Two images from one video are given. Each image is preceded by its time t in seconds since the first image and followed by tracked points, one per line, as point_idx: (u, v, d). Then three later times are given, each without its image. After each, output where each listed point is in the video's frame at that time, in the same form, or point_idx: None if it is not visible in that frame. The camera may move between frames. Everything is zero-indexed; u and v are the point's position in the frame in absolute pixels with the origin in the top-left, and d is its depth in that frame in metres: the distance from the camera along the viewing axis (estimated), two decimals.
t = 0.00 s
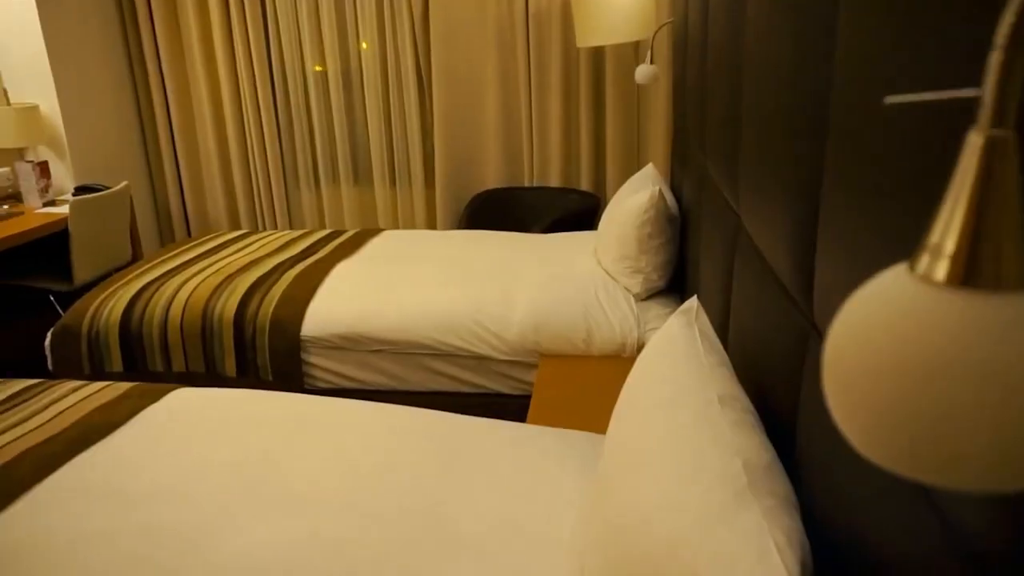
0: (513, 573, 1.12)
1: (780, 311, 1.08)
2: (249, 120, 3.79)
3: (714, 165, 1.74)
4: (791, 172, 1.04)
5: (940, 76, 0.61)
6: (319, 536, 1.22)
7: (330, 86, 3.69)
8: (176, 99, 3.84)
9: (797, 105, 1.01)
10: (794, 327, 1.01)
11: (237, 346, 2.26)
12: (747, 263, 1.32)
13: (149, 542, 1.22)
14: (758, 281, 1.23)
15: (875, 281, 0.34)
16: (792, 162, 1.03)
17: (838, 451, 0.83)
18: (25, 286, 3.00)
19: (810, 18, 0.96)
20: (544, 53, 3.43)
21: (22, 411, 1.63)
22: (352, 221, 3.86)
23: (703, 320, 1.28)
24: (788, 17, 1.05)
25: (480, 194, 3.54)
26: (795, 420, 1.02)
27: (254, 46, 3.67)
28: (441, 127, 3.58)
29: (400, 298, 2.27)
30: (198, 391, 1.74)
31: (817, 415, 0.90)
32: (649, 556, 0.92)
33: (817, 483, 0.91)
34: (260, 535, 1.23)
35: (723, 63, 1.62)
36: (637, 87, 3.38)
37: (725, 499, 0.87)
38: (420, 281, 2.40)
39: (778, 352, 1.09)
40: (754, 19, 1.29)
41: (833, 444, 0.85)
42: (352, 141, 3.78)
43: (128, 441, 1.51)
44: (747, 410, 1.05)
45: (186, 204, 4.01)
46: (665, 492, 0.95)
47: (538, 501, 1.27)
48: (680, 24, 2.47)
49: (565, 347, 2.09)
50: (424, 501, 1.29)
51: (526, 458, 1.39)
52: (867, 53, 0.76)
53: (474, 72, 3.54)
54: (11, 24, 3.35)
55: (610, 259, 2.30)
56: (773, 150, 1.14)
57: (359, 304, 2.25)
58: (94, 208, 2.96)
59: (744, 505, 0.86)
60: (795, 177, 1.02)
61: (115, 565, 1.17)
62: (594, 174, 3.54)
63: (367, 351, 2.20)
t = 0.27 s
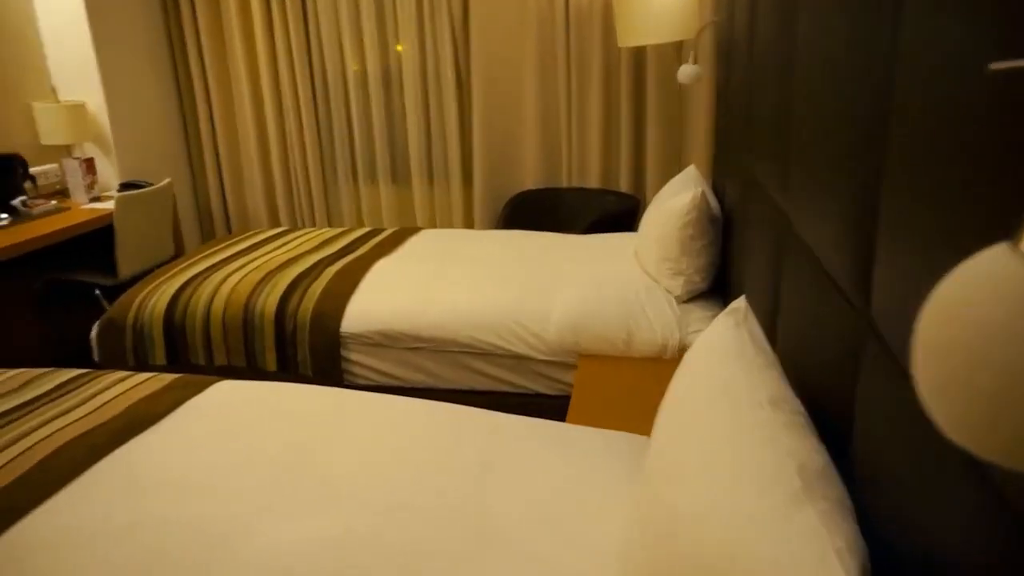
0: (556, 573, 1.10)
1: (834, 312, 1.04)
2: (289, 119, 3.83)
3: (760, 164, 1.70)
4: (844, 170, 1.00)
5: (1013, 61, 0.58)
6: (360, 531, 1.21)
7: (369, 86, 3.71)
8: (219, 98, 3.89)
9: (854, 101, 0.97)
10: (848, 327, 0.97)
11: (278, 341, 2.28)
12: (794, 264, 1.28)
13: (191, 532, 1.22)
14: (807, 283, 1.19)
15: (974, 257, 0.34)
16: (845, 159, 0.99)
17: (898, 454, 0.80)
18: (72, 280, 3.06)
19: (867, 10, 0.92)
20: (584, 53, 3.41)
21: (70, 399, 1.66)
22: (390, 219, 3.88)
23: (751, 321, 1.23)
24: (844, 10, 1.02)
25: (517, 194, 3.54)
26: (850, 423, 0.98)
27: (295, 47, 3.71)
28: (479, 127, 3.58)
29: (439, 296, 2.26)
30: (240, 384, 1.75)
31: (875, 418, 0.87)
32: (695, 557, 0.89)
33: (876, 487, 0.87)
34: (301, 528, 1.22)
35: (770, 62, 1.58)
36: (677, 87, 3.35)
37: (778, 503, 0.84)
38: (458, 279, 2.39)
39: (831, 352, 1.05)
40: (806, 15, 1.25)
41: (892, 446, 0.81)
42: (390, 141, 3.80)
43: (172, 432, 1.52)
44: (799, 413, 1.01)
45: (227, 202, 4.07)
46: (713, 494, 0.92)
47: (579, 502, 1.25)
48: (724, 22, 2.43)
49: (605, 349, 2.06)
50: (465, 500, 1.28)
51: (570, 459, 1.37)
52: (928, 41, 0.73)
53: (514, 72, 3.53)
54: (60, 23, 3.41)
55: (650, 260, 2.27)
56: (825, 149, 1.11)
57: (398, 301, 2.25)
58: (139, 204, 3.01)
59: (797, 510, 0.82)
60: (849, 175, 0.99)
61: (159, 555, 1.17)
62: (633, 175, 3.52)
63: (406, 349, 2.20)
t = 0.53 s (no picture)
0: None
1: (897, 317, 1.00)
2: (338, 119, 3.87)
3: (815, 166, 1.66)
4: (912, 174, 0.96)
5: None
6: (405, 528, 1.21)
7: (417, 86, 3.73)
8: (270, 98, 3.95)
9: (923, 101, 0.94)
10: (914, 333, 0.93)
11: (325, 338, 2.31)
12: (854, 271, 1.24)
13: (242, 522, 1.24)
14: (868, 291, 1.15)
15: None
16: (913, 161, 0.96)
17: (970, 465, 0.76)
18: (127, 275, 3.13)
19: (937, 7, 0.89)
20: (633, 52, 3.39)
21: (126, 390, 1.70)
22: (436, 219, 3.90)
23: (810, 326, 1.20)
24: (913, 8, 0.98)
25: (563, 196, 3.53)
26: (915, 432, 0.94)
27: (344, 48, 3.75)
28: (526, 128, 3.58)
29: (484, 296, 2.26)
30: (289, 380, 1.77)
31: (944, 427, 0.83)
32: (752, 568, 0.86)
33: (944, 501, 0.84)
34: (346, 524, 1.23)
35: (829, 64, 1.54)
36: (726, 86, 3.30)
37: (841, 517, 0.81)
38: (503, 280, 2.39)
39: (892, 359, 1.02)
40: (870, 15, 1.22)
41: (965, 458, 0.78)
42: (437, 141, 3.82)
43: (223, 426, 1.54)
44: (862, 422, 0.97)
45: (276, 201, 4.14)
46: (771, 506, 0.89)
47: (626, 506, 1.23)
48: (777, 22, 2.38)
49: (651, 352, 2.04)
50: (511, 500, 1.27)
51: (616, 464, 1.35)
52: (1007, 34, 0.69)
53: (562, 72, 3.52)
54: (120, 24, 3.50)
55: (699, 263, 2.23)
56: (891, 152, 1.07)
57: (444, 300, 2.26)
58: (192, 201, 3.07)
59: (862, 523, 0.79)
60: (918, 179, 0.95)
61: (210, 543, 1.19)
62: (680, 176, 3.48)
63: (452, 349, 2.20)
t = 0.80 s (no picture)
0: None
1: (971, 328, 0.96)
2: (390, 120, 3.91)
3: (881, 170, 1.61)
4: (990, 178, 0.92)
5: None
6: (454, 530, 1.21)
7: (470, 87, 3.74)
8: (325, 99, 4.01)
9: (1004, 104, 0.89)
10: (991, 346, 0.89)
11: (375, 337, 2.33)
12: (922, 279, 1.19)
13: (294, 518, 1.25)
14: (938, 300, 1.10)
15: None
16: (993, 166, 0.91)
17: None
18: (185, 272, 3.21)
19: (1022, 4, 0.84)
20: (687, 52, 3.34)
21: (183, 384, 1.74)
22: (485, 220, 3.91)
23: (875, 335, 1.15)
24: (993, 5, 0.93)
25: (614, 198, 3.50)
26: (990, 449, 0.90)
27: (398, 49, 3.79)
28: (577, 129, 3.55)
29: (534, 298, 2.25)
30: (340, 378, 1.79)
31: None
32: None
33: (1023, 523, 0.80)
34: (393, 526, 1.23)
35: (896, 63, 1.49)
36: (784, 88, 3.24)
37: (907, 541, 0.77)
38: (553, 282, 2.38)
39: (966, 372, 0.97)
40: (943, 12, 1.17)
41: None
42: (488, 143, 3.83)
43: (276, 422, 1.57)
44: (933, 436, 0.93)
45: (329, 201, 4.20)
46: (827, 526, 0.86)
47: (679, 516, 1.21)
48: (839, 22, 2.32)
49: (703, 359, 2.00)
50: (561, 506, 1.26)
51: (668, 473, 1.33)
52: None
53: (615, 73, 3.49)
54: (183, 27, 3.59)
55: (754, 268, 2.18)
56: (967, 154, 1.02)
57: (494, 301, 2.25)
58: (248, 200, 3.14)
59: (931, 550, 0.75)
60: (997, 184, 0.90)
61: (263, 538, 1.20)
62: (734, 179, 3.42)
63: (501, 350, 2.20)
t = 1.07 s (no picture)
0: None
1: None
2: (444, 121, 3.93)
3: (953, 176, 1.54)
4: None
5: None
6: (503, 536, 1.20)
7: (523, 89, 3.73)
8: (380, 100, 4.05)
9: None
10: None
11: (426, 337, 2.34)
12: (999, 291, 1.13)
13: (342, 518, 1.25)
14: (1018, 313, 1.04)
15: None
16: None
17: None
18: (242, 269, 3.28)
19: None
20: (747, 53, 3.27)
21: (239, 379, 1.77)
22: (537, 221, 3.89)
23: (948, 349, 1.09)
24: None
25: (668, 201, 3.44)
26: None
27: (454, 51, 3.80)
28: (631, 130, 3.52)
29: (586, 302, 2.22)
30: (391, 378, 1.80)
31: None
32: None
33: None
34: (440, 530, 1.22)
35: (973, 64, 1.42)
36: (847, 90, 3.14)
37: None
38: (605, 286, 2.35)
39: None
40: None
41: None
42: (541, 144, 3.82)
43: (328, 421, 1.58)
44: (1014, 459, 0.87)
45: (382, 201, 4.24)
46: (922, 527, 0.82)
47: (733, 531, 1.18)
48: (909, 22, 2.24)
49: (759, 368, 1.95)
50: (612, 516, 1.24)
51: (723, 487, 1.29)
52: None
53: (671, 75, 3.44)
54: (245, 30, 3.67)
55: (814, 276, 2.12)
56: None
57: (545, 305, 2.24)
58: (304, 200, 3.19)
59: None
60: None
61: (313, 535, 1.21)
62: (793, 184, 3.33)
63: (552, 354, 2.18)
